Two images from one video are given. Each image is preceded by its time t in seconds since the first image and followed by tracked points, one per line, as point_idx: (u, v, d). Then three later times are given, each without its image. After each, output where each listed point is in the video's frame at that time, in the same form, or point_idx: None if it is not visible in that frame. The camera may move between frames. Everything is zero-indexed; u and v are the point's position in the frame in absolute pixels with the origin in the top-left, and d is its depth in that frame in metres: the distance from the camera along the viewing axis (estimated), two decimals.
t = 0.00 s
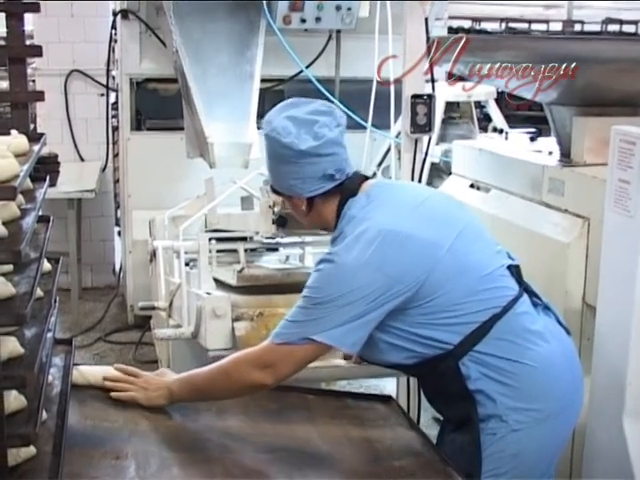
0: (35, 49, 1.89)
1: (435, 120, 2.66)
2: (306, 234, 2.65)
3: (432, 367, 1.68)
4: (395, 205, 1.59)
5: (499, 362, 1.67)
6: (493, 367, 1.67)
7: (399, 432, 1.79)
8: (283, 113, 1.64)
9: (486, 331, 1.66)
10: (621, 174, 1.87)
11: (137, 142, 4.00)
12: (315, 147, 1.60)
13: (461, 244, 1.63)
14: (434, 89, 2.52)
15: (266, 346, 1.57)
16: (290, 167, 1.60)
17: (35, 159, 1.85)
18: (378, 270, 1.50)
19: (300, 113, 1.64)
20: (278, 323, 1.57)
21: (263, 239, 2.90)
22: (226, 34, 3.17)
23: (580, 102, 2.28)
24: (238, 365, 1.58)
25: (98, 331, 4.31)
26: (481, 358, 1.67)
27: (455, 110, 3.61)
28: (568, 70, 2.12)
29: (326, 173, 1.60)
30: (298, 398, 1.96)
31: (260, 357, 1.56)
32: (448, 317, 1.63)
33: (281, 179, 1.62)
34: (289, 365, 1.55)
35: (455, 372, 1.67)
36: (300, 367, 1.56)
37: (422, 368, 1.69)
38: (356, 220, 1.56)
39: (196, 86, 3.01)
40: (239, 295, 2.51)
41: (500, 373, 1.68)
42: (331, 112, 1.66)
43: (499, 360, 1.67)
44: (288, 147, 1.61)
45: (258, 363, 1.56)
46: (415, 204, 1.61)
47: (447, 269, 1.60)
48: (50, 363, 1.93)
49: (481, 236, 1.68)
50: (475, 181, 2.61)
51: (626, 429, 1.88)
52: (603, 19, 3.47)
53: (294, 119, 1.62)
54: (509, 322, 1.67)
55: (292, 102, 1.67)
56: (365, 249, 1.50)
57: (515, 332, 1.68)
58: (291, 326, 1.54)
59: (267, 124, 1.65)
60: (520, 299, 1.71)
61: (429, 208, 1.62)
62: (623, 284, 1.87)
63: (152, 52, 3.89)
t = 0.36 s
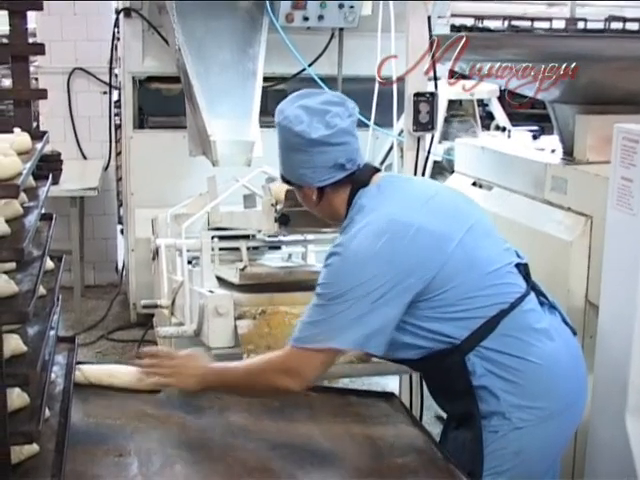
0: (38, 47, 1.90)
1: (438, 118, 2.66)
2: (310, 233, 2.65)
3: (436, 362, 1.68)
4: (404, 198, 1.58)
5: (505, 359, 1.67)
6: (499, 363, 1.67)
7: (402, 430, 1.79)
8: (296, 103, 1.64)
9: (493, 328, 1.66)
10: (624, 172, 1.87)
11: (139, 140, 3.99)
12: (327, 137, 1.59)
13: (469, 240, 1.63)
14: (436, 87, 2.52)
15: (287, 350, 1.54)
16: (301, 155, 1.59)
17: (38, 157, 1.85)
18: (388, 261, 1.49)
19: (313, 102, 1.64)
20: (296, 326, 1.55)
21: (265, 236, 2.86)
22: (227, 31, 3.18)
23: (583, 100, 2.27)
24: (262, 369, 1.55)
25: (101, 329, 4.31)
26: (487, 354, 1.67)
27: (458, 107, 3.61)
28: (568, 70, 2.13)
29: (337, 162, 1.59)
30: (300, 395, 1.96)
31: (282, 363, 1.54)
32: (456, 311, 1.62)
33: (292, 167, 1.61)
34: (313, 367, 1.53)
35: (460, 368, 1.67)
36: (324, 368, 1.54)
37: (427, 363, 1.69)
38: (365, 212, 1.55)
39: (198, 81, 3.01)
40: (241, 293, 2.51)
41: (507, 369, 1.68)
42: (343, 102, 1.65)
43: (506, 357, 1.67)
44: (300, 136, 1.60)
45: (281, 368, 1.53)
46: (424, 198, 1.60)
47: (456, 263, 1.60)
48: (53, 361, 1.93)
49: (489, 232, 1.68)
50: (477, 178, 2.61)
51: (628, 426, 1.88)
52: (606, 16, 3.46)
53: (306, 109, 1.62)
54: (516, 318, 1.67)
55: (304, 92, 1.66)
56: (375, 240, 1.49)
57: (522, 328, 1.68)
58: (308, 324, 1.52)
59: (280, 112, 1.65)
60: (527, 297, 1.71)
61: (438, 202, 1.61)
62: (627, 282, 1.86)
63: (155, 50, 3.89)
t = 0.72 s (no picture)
0: (40, 47, 1.90)
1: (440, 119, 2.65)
2: (311, 233, 2.65)
3: (439, 360, 1.68)
4: (411, 194, 1.58)
5: (509, 357, 1.67)
6: (503, 362, 1.68)
7: (403, 431, 1.79)
8: (306, 95, 1.65)
9: (497, 326, 1.66)
10: (626, 172, 1.87)
11: (141, 140, 3.99)
12: (337, 125, 1.60)
13: (475, 238, 1.63)
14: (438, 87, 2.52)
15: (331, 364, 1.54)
16: (310, 144, 1.59)
17: (39, 157, 1.86)
18: (404, 259, 1.49)
19: (323, 95, 1.65)
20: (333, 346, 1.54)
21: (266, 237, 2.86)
22: (229, 31, 3.18)
23: (586, 100, 2.26)
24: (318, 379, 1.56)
25: (103, 329, 4.32)
26: (491, 352, 1.67)
27: (460, 106, 3.61)
28: (568, 70, 2.12)
29: (346, 152, 1.59)
30: (302, 396, 1.96)
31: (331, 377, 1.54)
32: (464, 309, 1.63)
33: (300, 157, 1.60)
34: (360, 381, 1.52)
35: (463, 366, 1.67)
36: (372, 378, 1.55)
37: (431, 362, 1.70)
38: (373, 209, 1.55)
39: (200, 81, 3.00)
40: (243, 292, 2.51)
41: (512, 368, 1.68)
42: (353, 96, 1.66)
43: (510, 355, 1.67)
44: (309, 126, 1.60)
45: (331, 381, 1.54)
46: (430, 195, 1.60)
47: (463, 262, 1.61)
48: (55, 361, 1.93)
49: (493, 231, 1.69)
50: (480, 179, 2.61)
51: (629, 425, 1.89)
52: (608, 17, 3.45)
53: (316, 100, 1.63)
54: (521, 316, 1.68)
55: (312, 86, 1.68)
56: (387, 236, 1.48)
57: (527, 326, 1.68)
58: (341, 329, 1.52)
59: (288, 104, 1.65)
60: (531, 296, 1.71)
61: (444, 200, 1.61)
62: (628, 282, 1.86)
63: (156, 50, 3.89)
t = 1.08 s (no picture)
0: (41, 47, 1.90)
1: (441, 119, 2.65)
2: (313, 233, 2.65)
3: (442, 361, 1.68)
4: (415, 195, 1.59)
5: (512, 358, 1.68)
6: (506, 362, 1.68)
7: (404, 431, 1.79)
8: (313, 91, 1.64)
9: (501, 326, 1.66)
10: (627, 173, 1.87)
11: (142, 141, 4.00)
12: (348, 122, 1.61)
13: (478, 239, 1.64)
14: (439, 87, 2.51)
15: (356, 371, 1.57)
16: (320, 138, 1.58)
17: (40, 158, 1.86)
18: (412, 259, 1.49)
19: (330, 92, 1.65)
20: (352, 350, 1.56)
21: (267, 237, 2.88)
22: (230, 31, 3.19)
23: (587, 100, 2.25)
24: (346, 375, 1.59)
25: (104, 329, 4.32)
26: (494, 352, 1.67)
27: (461, 107, 3.61)
28: (568, 70, 2.11)
29: (354, 148, 1.59)
30: (302, 396, 1.96)
31: (358, 381, 1.56)
32: (469, 308, 1.63)
33: (306, 151, 1.57)
34: (387, 383, 1.55)
35: (467, 366, 1.67)
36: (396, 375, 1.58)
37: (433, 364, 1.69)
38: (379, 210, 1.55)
39: (200, 80, 3.00)
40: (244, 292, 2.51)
41: (515, 368, 1.68)
42: (357, 95, 1.67)
43: (514, 355, 1.68)
44: (319, 121, 1.60)
45: (360, 383, 1.56)
46: (433, 196, 1.61)
47: (468, 263, 1.61)
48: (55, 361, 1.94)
49: (495, 231, 1.69)
50: (481, 180, 2.61)
51: (630, 426, 1.89)
52: (609, 17, 3.45)
53: (325, 96, 1.62)
54: (524, 316, 1.68)
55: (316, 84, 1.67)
56: (393, 236, 1.49)
57: (528, 326, 1.69)
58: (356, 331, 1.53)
59: (294, 99, 1.64)
60: (532, 297, 1.72)
61: (447, 201, 1.62)
62: (629, 282, 1.86)
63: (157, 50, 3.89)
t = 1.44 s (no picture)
0: (43, 48, 1.91)
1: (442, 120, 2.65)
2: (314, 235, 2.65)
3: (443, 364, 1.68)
4: (411, 198, 1.58)
5: (512, 358, 1.68)
6: (508, 363, 1.68)
7: (405, 433, 1.80)
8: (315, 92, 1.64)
9: (501, 326, 1.66)
10: (628, 174, 1.87)
11: (143, 141, 4.00)
12: (352, 125, 1.61)
13: (475, 241, 1.64)
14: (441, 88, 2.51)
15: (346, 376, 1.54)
16: (325, 140, 1.57)
17: (42, 158, 1.87)
18: (410, 262, 1.49)
19: (331, 94, 1.65)
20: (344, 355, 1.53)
21: (268, 238, 2.84)
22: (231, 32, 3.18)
23: (589, 100, 2.24)
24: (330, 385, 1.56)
25: (105, 330, 4.32)
26: (494, 354, 1.68)
27: (462, 108, 3.61)
28: (568, 70, 2.10)
29: (356, 152, 1.60)
30: (304, 398, 1.96)
31: (347, 388, 1.54)
32: (467, 311, 1.63)
33: (310, 151, 1.56)
34: (378, 388, 1.53)
35: (468, 368, 1.67)
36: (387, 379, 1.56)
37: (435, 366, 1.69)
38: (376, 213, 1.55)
39: (201, 81, 3.00)
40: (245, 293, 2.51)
41: (515, 369, 1.69)
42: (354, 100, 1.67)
43: (514, 355, 1.68)
44: (324, 122, 1.59)
45: (348, 391, 1.54)
46: (430, 200, 1.60)
47: (466, 265, 1.61)
48: (57, 362, 1.95)
49: (491, 232, 1.70)
50: (483, 181, 2.60)
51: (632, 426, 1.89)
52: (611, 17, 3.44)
53: (329, 98, 1.62)
54: (522, 317, 1.69)
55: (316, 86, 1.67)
56: (392, 239, 1.48)
57: (528, 326, 1.69)
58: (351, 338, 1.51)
59: (296, 99, 1.62)
60: (530, 297, 1.72)
61: (443, 204, 1.62)
62: (631, 283, 1.86)
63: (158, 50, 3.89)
